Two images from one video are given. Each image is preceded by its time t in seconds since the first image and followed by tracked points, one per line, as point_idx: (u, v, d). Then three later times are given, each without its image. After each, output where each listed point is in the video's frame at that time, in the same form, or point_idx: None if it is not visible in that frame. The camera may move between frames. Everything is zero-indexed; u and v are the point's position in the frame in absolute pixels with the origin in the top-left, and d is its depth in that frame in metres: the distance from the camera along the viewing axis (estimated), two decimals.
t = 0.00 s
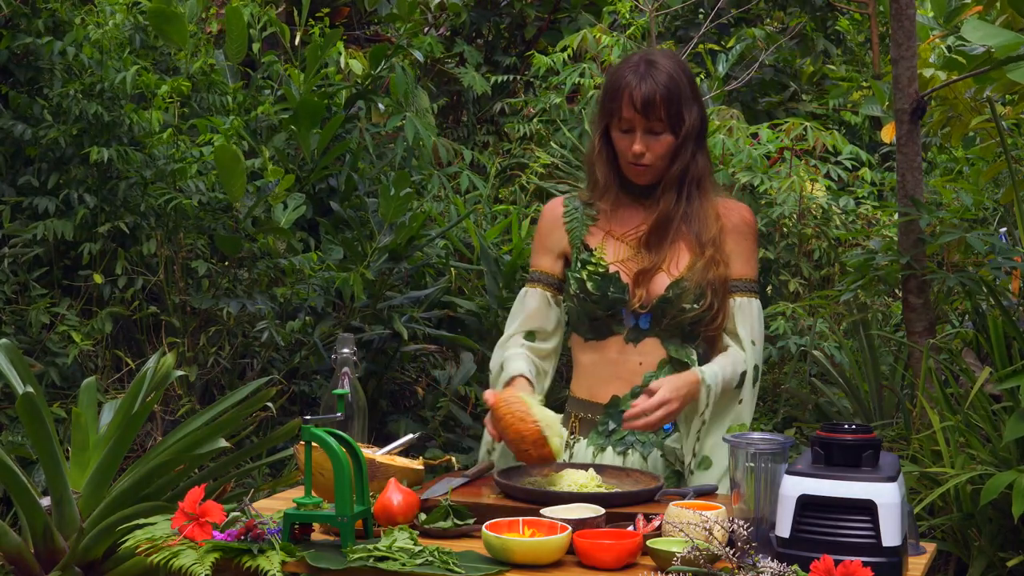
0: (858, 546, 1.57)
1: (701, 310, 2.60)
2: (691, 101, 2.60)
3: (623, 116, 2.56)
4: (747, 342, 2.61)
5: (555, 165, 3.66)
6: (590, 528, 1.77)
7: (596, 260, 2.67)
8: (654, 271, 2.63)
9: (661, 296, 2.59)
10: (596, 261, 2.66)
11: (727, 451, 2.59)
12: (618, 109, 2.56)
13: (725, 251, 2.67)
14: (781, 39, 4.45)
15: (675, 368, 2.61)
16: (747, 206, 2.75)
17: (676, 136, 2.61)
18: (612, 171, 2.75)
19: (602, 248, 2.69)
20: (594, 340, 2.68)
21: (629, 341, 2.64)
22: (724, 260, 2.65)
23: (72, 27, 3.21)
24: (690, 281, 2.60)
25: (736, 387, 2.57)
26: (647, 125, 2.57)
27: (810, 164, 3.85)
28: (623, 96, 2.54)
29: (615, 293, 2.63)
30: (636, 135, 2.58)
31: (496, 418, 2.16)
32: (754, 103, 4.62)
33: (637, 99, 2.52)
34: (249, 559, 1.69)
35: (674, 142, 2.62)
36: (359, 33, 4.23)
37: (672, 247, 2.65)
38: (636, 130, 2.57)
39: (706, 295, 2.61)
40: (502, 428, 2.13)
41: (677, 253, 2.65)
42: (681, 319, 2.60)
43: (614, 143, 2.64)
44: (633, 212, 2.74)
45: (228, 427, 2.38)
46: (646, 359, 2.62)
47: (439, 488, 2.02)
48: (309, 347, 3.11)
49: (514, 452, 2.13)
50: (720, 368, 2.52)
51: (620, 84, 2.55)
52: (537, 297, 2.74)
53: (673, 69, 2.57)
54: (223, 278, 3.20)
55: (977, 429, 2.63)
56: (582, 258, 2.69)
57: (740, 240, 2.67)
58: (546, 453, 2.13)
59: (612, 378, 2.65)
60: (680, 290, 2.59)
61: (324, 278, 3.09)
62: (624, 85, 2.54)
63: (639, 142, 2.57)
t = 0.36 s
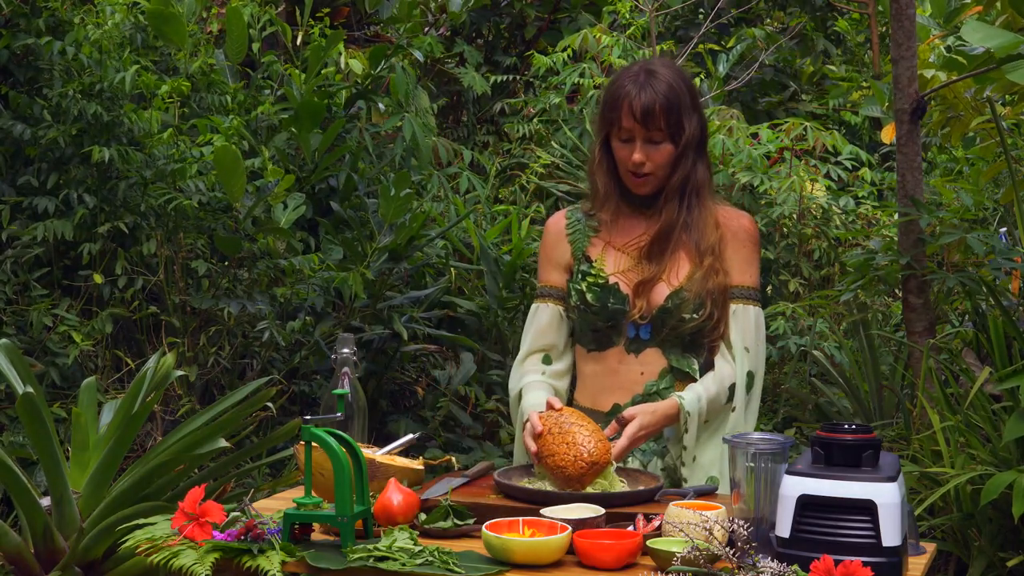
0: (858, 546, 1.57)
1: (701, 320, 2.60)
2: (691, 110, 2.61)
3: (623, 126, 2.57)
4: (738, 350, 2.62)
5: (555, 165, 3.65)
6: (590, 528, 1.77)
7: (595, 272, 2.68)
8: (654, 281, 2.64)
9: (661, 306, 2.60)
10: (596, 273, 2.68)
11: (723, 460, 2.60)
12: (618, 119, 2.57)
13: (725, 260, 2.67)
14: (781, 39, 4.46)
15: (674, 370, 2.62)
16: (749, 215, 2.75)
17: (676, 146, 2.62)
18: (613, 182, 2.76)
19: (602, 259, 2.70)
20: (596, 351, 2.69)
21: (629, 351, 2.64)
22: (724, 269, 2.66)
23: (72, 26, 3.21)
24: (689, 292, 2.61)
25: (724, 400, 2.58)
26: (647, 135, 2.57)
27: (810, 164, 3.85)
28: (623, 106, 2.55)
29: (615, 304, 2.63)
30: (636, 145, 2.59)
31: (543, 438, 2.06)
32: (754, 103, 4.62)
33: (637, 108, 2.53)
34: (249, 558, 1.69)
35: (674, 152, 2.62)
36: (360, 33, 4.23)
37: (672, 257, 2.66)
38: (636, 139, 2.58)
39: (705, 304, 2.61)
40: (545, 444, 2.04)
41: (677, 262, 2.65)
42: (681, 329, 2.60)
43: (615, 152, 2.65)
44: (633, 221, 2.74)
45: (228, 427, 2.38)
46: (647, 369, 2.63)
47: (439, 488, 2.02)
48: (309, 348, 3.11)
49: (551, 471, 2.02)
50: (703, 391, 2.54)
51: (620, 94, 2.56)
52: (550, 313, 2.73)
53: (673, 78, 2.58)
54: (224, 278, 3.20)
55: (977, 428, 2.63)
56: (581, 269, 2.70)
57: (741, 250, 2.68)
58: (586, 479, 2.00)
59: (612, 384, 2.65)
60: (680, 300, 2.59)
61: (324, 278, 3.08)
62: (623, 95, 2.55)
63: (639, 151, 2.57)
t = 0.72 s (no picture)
0: (858, 546, 1.57)
1: (704, 323, 2.61)
2: (692, 112, 2.61)
3: (624, 127, 2.57)
4: (743, 350, 2.62)
5: (555, 165, 3.66)
6: (590, 528, 1.77)
7: (597, 275, 2.67)
8: (656, 283, 2.63)
9: (663, 308, 2.60)
10: (597, 275, 2.66)
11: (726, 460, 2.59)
12: (619, 120, 2.57)
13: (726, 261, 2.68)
14: (781, 39, 4.46)
15: (673, 370, 2.62)
16: (749, 216, 2.76)
17: (676, 147, 2.62)
18: (613, 184, 2.76)
19: (603, 261, 2.69)
20: (597, 353, 2.68)
21: (630, 353, 2.65)
22: (725, 270, 2.67)
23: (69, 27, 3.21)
24: (691, 294, 2.61)
25: (730, 399, 2.57)
26: (647, 136, 2.57)
27: (810, 164, 3.85)
28: (624, 107, 2.55)
29: (617, 307, 2.63)
30: (636, 146, 2.58)
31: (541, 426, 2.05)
32: (754, 103, 4.62)
33: (638, 109, 2.53)
34: (249, 559, 1.69)
35: (674, 153, 2.63)
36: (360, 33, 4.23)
37: (673, 258, 2.66)
38: (636, 141, 2.58)
39: (707, 307, 2.62)
40: (542, 434, 2.04)
41: (678, 264, 2.65)
42: (683, 332, 2.61)
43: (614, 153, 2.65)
44: (634, 223, 2.74)
45: (228, 427, 2.38)
46: (648, 370, 2.63)
47: (439, 488, 2.03)
48: (309, 348, 3.11)
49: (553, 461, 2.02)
50: (710, 388, 2.53)
51: (621, 95, 2.56)
52: (546, 313, 2.71)
53: (674, 79, 2.58)
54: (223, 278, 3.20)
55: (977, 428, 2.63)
56: (582, 271, 2.68)
57: (741, 251, 2.69)
58: (587, 469, 2.01)
59: (613, 385, 2.65)
60: (682, 303, 2.59)
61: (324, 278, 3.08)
62: (624, 96, 2.55)
63: (639, 152, 2.57)
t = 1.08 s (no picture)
0: (858, 546, 1.57)
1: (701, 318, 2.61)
2: (690, 108, 2.60)
3: (621, 122, 2.56)
4: (742, 347, 2.63)
5: (555, 165, 3.66)
6: (590, 528, 1.77)
7: (594, 269, 2.67)
8: (654, 280, 2.63)
9: (662, 304, 2.60)
10: (595, 269, 2.67)
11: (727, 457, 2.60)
12: (617, 115, 2.56)
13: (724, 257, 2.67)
14: (781, 39, 4.46)
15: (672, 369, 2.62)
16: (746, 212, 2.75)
17: (675, 143, 2.61)
18: (611, 178, 2.75)
19: (601, 256, 2.69)
20: (593, 349, 2.69)
21: (628, 349, 2.65)
22: (723, 267, 2.66)
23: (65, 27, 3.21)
24: (690, 290, 2.60)
25: (730, 395, 2.58)
26: (645, 132, 2.57)
27: (810, 164, 3.85)
28: (622, 102, 2.54)
29: (615, 302, 2.63)
30: (633, 141, 2.58)
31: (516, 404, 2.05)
32: (754, 103, 4.62)
33: (636, 105, 2.52)
34: (249, 559, 1.69)
35: (672, 149, 2.62)
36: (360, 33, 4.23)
37: (671, 254, 2.66)
38: (634, 136, 2.57)
39: (705, 301, 2.62)
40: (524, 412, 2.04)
41: (676, 260, 2.65)
42: (681, 326, 2.61)
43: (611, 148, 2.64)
44: (631, 218, 2.74)
45: (229, 427, 2.38)
46: (646, 367, 2.64)
47: (439, 488, 2.02)
48: (309, 348, 3.11)
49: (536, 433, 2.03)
50: (710, 384, 2.53)
51: (619, 90, 2.55)
52: (539, 307, 2.71)
53: (672, 75, 2.57)
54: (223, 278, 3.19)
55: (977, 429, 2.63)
56: (580, 266, 2.69)
57: (739, 247, 2.69)
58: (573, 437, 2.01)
59: (611, 383, 2.66)
60: (680, 298, 2.59)
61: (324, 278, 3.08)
62: (622, 91, 2.54)
63: (637, 148, 2.57)
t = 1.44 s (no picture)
0: (858, 546, 1.57)
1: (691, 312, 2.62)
2: (673, 96, 2.59)
3: (605, 111, 2.54)
4: (728, 335, 2.64)
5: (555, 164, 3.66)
6: (590, 528, 1.77)
7: (584, 264, 2.66)
8: (643, 273, 2.63)
9: (653, 299, 2.60)
10: (585, 265, 2.66)
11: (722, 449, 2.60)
12: (599, 103, 2.53)
13: (707, 246, 2.69)
14: (781, 39, 4.46)
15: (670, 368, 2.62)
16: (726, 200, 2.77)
17: (658, 132, 2.60)
18: (594, 166, 2.73)
19: (590, 251, 2.68)
20: (580, 343, 2.67)
21: (617, 342, 2.64)
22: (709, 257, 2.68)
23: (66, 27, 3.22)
24: (682, 284, 2.61)
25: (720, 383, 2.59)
26: (629, 121, 2.55)
27: (810, 164, 3.85)
28: (606, 90, 2.51)
29: (607, 298, 2.62)
30: (617, 130, 2.56)
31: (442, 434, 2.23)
32: (754, 103, 4.62)
33: (621, 94, 2.50)
34: (248, 559, 1.69)
35: (655, 138, 2.61)
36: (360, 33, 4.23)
37: (658, 246, 2.66)
38: (618, 125, 2.56)
39: (695, 296, 2.63)
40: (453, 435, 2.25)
41: (665, 253, 2.66)
42: (672, 320, 2.62)
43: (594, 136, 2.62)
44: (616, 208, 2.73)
45: (228, 427, 2.38)
46: (637, 360, 2.63)
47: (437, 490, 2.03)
48: (309, 348, 3.11)
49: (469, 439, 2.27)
50: (703, 370, 2.53)
51: (603, 78, 2.53)
52: (504, 287, 2.69)
53: (656, 62, 2.55)
54: (223, 278, 3.20)
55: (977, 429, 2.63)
56: (569, 262, 2.67)
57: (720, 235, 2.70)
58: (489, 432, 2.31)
59: (602, 379, 2.65)
60: (673, 293, 2.60)
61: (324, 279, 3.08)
62: (606, 79, 2.52)
63: (621, 138, 2.55)
